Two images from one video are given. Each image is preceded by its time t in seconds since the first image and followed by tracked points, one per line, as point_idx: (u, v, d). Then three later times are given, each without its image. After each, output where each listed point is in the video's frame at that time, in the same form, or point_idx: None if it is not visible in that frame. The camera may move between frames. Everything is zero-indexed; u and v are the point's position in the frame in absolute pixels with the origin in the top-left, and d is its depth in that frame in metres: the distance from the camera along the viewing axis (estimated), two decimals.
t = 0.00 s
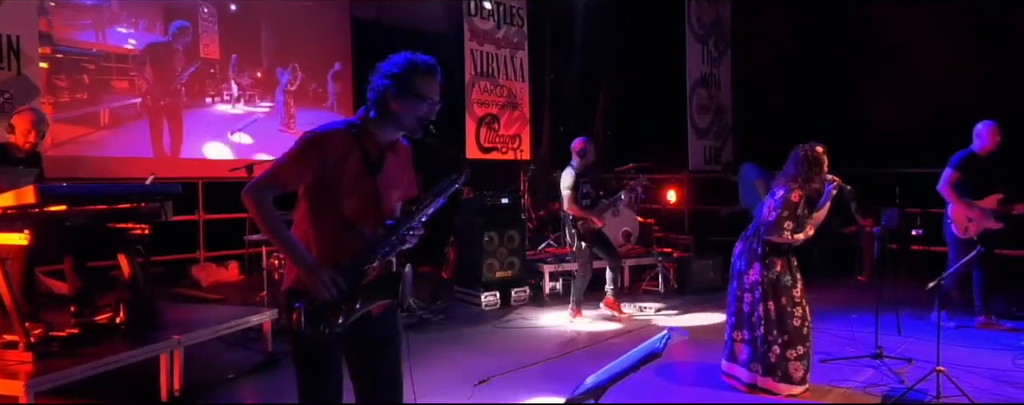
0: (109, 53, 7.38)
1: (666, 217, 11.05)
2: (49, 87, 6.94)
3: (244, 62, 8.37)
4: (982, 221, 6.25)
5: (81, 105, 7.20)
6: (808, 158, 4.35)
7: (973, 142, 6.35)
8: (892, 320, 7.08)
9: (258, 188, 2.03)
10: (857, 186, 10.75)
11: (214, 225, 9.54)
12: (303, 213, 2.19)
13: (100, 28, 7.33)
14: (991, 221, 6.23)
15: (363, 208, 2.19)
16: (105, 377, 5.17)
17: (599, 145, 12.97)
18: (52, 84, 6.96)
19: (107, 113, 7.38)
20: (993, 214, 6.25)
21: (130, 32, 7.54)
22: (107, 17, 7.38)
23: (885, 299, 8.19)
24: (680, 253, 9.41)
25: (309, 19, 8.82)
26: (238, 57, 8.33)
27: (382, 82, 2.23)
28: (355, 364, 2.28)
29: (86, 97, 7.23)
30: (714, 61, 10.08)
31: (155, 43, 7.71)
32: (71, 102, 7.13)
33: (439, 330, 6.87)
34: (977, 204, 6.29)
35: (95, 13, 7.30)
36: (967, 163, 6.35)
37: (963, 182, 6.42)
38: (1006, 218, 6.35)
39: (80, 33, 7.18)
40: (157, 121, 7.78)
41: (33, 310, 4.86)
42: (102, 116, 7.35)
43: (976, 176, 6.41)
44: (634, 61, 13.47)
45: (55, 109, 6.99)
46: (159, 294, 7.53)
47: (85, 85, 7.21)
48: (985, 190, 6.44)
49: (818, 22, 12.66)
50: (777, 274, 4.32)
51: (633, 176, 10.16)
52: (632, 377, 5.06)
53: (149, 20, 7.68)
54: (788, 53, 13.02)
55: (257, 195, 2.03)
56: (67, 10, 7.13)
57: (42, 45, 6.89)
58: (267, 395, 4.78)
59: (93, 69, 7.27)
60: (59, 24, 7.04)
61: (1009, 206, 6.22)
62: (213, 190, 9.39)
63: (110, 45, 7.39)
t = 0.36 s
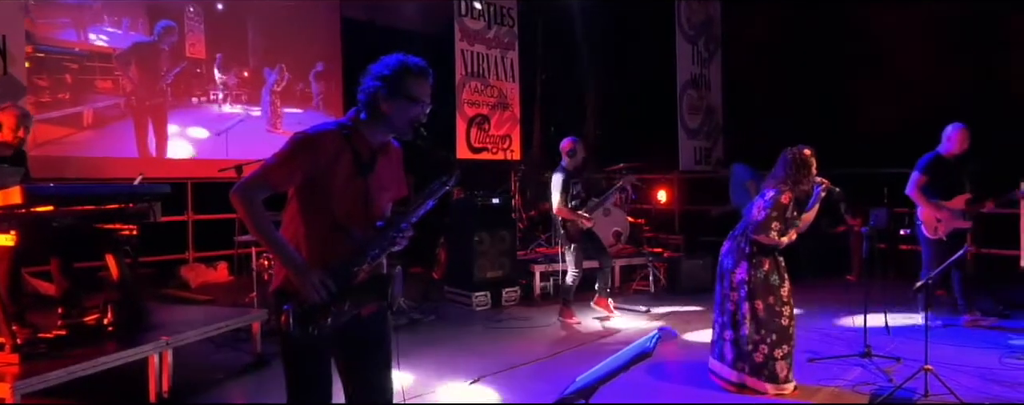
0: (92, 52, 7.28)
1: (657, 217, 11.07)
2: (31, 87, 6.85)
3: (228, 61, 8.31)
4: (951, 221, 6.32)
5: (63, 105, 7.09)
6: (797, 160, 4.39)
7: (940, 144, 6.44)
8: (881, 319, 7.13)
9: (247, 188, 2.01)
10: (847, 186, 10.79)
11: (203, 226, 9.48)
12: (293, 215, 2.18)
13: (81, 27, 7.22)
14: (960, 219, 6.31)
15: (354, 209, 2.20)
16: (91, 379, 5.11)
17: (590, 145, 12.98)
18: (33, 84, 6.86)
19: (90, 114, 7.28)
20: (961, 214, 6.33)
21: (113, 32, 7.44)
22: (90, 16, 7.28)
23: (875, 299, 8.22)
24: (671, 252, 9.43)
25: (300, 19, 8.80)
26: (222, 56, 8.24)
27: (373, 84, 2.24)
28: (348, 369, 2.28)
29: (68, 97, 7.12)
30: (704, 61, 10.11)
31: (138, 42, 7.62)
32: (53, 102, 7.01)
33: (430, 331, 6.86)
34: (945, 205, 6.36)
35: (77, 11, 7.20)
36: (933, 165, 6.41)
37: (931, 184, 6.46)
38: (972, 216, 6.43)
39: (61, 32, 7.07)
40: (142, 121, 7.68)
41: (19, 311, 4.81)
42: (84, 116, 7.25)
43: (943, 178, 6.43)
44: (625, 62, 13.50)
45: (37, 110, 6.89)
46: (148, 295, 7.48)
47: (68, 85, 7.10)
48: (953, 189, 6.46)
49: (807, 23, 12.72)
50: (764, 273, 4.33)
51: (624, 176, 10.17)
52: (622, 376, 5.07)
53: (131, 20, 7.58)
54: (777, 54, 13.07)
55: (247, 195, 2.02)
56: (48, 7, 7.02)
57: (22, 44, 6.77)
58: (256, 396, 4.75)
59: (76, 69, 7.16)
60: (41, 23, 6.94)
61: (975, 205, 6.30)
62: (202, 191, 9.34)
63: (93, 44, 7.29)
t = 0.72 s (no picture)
0: (74, 51, 7.17)
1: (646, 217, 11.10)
2: (11, 87, 6.74)
3: (216, 61, 8.20)
4: (935, 219, 6.37)
5: (45, 105, 6.97)
6: (779, 158, 4.43)
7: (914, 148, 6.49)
8: (869, 319, 7.18)
9: (235, 188, 2.01)
10: (836, 186, 10.85)
11: (192, 226, 9.45)
12: (282, 214, 2.17)
13: (60, 25, 7.09)
14: (943, 216, 6.36)
15: (342, 206, 2.19)
16: (77, 382, 5.06)
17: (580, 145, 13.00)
18: (14, 84, 6.75)
19: (72, 113, 7.17)
20: (944, 211, 6.38)
21: (92, 30, 7.30)
22: (71, 14, 7.15)
23: (862, 299, 8.27)
24: (661, 252, 9.47)
25: (288, 19, 8.75)
26: (209, 56, 8.14)
27: (357, 80, 2.24)
28: (339, 371, 2.27)
29: (50, 97, 7.00)
30: (694, 61, 10.15)
31: (121, 40, 7.51)
32: (35, 102, 6.90)
33: (420, 331, 6.84)
34: (925, 205, 6.41)
35: (58, 9, 7.07)
36: (908, 168, 6.48)
37: (911, 186, 6.55)
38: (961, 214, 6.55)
39: (41, 29, 6.95)
40: (125, 120, 7.60)
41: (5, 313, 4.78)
42: (67, 116, 7.14)
43: (926, 179, 6.55)
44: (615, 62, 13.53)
45: (18, 110, 6.77)
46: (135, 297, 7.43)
47: (49, 84, 6.98)
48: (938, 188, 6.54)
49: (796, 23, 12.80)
50: (749, 270, 4.36)
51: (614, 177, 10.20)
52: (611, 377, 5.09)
53: (111, 17, 7.45)
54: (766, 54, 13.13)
55: (234, 196, 2.01)
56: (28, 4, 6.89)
57: (4, 43, 6.68)
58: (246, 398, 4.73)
59: (57, 68, 7.03)
60: (21, 22, 6.82)
61: (959, 200, 6.39)
62: (190, 191, 9.30)
63: (75, 43, 7.17)
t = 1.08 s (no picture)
0: (59, 50, 6.93)
1: (638, 217, 11.11)
2: None
3: (206, 61, 8.17)
4: (923, 220, 6.42)
5: (29, 106, 6.73)
6: (736, 145, 4.51)
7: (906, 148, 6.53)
8: (858, 318, 7.21)
9: (222, 188, 2.02)
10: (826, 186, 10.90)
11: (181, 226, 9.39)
12: (272, 214, 2.16)
13: (44, 23, 6.81)
14: (932, 217, 6.41)
15: (329, 200, 2.17)
16: (64, 384, 5.00)
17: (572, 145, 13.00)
18: None
19: (57, 113, 6.97)
20: (934, 212, 6.42)
21: (75, 28, 7.08)
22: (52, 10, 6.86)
23: (852, 298, 8.30)
24: (652, 252, 9.49)
25: (277, 18, 8.69)
26: (200, 55, 8.11)
27: (335, 74, 2.22)
28: (334, 370, 2.25)
29: (34, 97, 6.75)
30: (684, 62, 10.17)
31: (105, 39, 7.32)
32: (19, 103, 6.64)
33: (412, 332, 6.82)
34: (915, 205, 6.45)
35: (39, 7, 6.76)
36: (900, 168, 6.52)
37: (901, 186, 6.58)
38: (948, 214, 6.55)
39: (24, 27, 6.67)
40: (112, 120, 7.44)
41: None
42: (52, 116, 6.93)
43: (913, 180, 6.58)
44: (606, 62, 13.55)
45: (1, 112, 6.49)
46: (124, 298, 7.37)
47: (33, 84, 6.74)
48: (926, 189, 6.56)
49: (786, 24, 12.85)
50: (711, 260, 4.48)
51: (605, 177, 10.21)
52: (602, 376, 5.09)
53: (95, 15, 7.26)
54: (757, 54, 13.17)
55: (221, 196, 2.03)
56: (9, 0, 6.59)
57: None
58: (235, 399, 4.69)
59: (42, 67, 6.79)
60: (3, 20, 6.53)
61: (947, 201, 6.40)
62: (179, 191, 9.25)
63: (60, 42, 6.94)
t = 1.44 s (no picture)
0: (37, 48, 6.74)
1: (626, 217, 11.13)
2: None
3: (192, 61, 8.00)
4: (914, 220, 6.48)
5: (7, 106, 6.53)
6: (688, 143, 4.58)
7: (911, 147, 6.62)
8: (844, 318, 7.26)
9: (208, 189, 2.01)
10: (813, 186, 10.97)
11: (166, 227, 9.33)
12: (259, 213, 2.15)
13: (20, 21, 6.62)
14: (923, 220, 6.46)
15: (316, 201, 2.16)
16: (48, 387, 4.94)
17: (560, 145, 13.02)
18: None
19: (36, 113, 6.76)
20: (924, 213, 6.48)
21: (52, 25, 6.88)
22: (28, 8, 6.66)
23: (838, 297, 8.36)
24: (641, 252, 9.52)
25: (265, 18, 8.58)
26: (186, 55, 7.94)
27: (323, 74, 2.21)
28: (321, 372, 2.24)
29: (12, 96, 6.56)
30: (673, 62, 10.21)
31: (84, 37, 7.11)
32: None
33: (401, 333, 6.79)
34: (909, 204, 6.50)
35: (14, 4, 6.57)
36: (900, 166, 6.59)
37: (900, 186, 6.61)
38: (936, 216, 6.60)
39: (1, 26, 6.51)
40: (94, 120, 7.22)
41: None
42: (30, 116, 6.72)
43: (911, 178, 6.59)
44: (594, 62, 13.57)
45: None
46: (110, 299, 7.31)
47: (11, 83, 6.55)
48: (918, 191, 6.61)
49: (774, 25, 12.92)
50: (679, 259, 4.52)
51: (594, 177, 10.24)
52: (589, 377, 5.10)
53: (73, 13, 7.06)
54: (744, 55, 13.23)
55: (207, 196, 2.02)
56: None
57: None
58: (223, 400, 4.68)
59: (20, 66, 6.60)
60: None
61: (939, 207, 6.44)
62: (165, 191, 9.18)
63: (39, 40, 6.76)
